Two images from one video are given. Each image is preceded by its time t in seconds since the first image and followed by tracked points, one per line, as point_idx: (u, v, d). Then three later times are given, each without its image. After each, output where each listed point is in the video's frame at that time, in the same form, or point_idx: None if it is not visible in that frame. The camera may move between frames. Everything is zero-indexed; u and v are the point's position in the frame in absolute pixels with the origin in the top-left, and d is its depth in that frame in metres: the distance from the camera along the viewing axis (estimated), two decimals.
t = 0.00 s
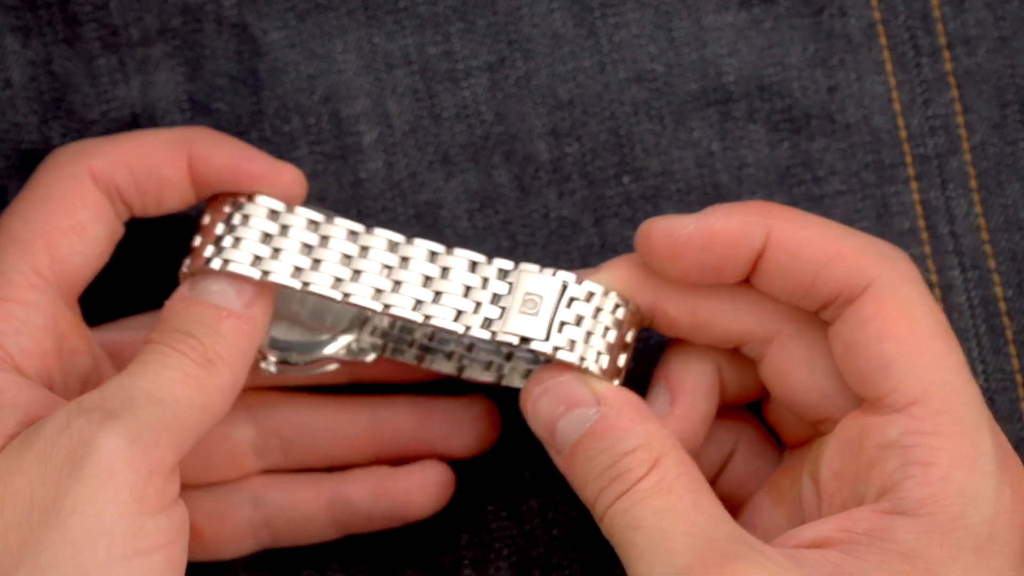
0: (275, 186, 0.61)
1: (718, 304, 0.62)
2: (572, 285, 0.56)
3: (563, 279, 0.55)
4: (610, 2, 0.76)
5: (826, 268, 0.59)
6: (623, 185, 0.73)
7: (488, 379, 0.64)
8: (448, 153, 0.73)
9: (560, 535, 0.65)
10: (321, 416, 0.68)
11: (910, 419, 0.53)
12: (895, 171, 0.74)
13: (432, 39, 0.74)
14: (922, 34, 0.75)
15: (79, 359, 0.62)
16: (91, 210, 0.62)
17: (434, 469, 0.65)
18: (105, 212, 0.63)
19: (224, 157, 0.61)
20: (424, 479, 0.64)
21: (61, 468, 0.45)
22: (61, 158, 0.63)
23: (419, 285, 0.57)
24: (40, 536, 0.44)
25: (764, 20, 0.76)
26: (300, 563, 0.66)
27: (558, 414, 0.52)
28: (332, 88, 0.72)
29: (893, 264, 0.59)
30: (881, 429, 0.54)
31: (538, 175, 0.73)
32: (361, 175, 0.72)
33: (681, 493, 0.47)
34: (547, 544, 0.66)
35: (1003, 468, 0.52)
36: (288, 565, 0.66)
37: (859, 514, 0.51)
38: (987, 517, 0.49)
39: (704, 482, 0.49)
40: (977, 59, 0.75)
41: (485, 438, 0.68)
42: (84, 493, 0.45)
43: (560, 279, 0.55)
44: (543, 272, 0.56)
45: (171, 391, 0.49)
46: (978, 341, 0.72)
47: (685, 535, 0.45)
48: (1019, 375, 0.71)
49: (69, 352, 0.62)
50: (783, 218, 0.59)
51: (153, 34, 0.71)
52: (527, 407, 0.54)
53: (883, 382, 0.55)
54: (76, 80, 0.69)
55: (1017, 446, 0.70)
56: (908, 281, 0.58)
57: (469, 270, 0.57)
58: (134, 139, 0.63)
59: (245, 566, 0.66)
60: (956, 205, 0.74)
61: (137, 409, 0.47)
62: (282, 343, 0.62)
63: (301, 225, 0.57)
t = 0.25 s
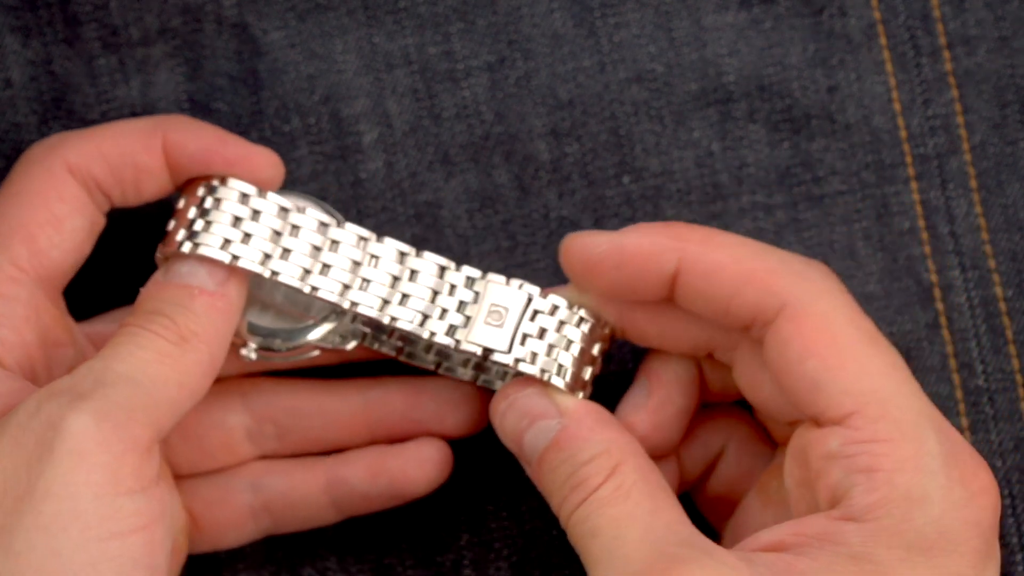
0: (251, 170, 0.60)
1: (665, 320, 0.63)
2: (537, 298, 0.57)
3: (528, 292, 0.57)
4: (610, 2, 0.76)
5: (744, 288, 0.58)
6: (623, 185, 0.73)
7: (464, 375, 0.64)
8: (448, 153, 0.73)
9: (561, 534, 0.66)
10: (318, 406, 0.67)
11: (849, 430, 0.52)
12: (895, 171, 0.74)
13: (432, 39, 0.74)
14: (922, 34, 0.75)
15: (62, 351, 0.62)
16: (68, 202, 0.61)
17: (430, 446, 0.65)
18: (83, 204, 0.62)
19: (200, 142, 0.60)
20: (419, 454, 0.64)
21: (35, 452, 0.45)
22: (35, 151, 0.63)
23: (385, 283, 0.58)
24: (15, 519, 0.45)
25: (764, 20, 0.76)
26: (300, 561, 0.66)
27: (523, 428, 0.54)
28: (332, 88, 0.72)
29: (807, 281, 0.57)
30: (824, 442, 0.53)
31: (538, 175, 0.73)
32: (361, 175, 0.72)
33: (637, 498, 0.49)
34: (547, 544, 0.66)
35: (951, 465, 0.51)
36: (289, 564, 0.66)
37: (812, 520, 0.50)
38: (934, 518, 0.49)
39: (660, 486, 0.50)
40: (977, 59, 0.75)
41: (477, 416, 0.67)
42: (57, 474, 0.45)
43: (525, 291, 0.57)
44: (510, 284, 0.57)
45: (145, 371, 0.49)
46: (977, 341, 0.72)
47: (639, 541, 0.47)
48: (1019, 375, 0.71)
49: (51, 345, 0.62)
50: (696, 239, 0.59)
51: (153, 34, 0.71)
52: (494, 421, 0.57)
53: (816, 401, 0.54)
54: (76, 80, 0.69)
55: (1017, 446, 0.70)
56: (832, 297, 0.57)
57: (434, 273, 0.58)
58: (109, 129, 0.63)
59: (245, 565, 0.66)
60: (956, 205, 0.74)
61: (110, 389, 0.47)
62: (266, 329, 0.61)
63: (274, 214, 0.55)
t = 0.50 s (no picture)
0: (281, 182, 0.61)
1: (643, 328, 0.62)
2: (529, 295, 0.58)
3: (518, 289, 0.58)
4: (610, 2, 0.76)
5: (707, 315, 0.56)
6: (623, 185, 0.73)
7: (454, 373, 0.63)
8: (448, 153, 0.73)
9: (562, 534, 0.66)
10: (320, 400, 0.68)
11: (834, 451, 0.51)
12: (895, 171, 0.74)
13: (432, 39, 0.73)
14: (922, 34, 0.75)
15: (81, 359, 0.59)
16: (96, 206, 0.60)
17: (418, 440, 0.65)
18: (111, 208, 0.61)
19: (230, 151, 0.61)
20: (410, 450, 0.64)
21: (72, 492, 0.41)
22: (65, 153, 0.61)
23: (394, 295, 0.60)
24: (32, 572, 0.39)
25: (764, 20, 0.76)
26: (299, 561, 0.64)
27: (507, 427, 0.54)
28: (332, 88, 0.72)
29: (771, 307, 0.55)
30: (809, 463, 0.52)
31: (538, 175, 0.73)
32: (361, 175, 0.72)
33: (626, 502, 0.49)
34: (548, 544, 0.66)
35: (942, 475, 0.51)
36: (287, 564, 0.64)
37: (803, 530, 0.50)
38: (930, 530, 0.49)
39: (648, 488, 0.50)
40: (977, 59, 0.75)
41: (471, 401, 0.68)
42: (99, 520, 0.41)
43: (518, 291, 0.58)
44: (501, 283, 0.58)
45: (199, 411, 0.45)
46: (977, 341, 0.72)
47: (628, 548, 0.47)
48: (1019, 375, 0.71)
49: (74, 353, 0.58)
50: (660, 257, 0.57)
51: (153, 34, 0.71)
52: (475, 419, 0.56)
53: (793, 428, 0.53)
54: (76, 80, 0.69)
55: (1017, 446, 0.70)
56: (798, 321, 0.55)
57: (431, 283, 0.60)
58: (136, 135, 0.62)
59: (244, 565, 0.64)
60: (956, 205, 0.74)
61: (157, 426, 0.44)
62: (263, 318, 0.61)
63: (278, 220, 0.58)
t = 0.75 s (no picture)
0: (308, 221, 0.59)
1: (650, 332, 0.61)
2: (539, 296, 0.53)
3: (525, 292, 0.53)
4: (610, 2, 0.76)
5: (731, 319, 0.55)
6: (623, 185, 0.73)
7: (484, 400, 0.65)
8: (448, 153, 0.73)
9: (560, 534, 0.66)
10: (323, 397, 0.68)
11: (861, 454, 0.51)
12: (895, 171, 0.74)
13: (432, 39, 0.74)
14: (921, 34, 0.75)
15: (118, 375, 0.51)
16: (137, 212, 0.52)
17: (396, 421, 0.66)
18: (146, 216, 0.53)
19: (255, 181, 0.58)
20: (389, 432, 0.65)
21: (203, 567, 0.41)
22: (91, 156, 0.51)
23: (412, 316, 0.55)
24: None
25: (764, 20, 0.76)
26: (300, 562, 0.64)
27: (515, 426, 0.50)
28: (332, 87, 0.72)
29: (798, 310, 0.54)
30: (836, 467, 0.52)
31: (538, 175, 0.73)
32: (361, 175, 0.72)
33: (643, 501, 0.47)
34: (547, 544, 0.66)
35: (966, 480, 0.51)
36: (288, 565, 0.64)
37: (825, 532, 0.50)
38: (956, 537, 0.49)
39: (663, 487, 0.49)
40: (976, 59, 0.75)
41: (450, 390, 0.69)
42: None
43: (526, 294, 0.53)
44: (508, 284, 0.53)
45: (293, 474, 0.46)
46: (977, 341, 0.72)
47: (650, 552, 0.46)
48: (1018, 375, 0.71)
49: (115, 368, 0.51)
50: (682, 260, 0.55)
51: (153, 34, 0.71)
52: (480, 420, 0.52)
53: (820, 431, 0.53)
54: (76, 80, 0.69)
55: (1016, 446, 0.70)
56: (823, 323, 0.54)
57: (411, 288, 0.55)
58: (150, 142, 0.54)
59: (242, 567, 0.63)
60: (955, 205, 0.74)
61: (264, 497, 0.44)
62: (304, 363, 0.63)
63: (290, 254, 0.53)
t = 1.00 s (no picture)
0: (392, 211, 0.65)
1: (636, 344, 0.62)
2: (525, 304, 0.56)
3: (513, 296, 0.56)
4: (610, 2, 0.76)
5: (708, 326, 0.55)
6: (623, 185, 0.74)
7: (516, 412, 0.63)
8: (448, 153, 0.73)
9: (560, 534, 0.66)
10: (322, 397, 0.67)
11: (839, 458, 0.51)
12: (895, 171, 0.74)
13: (432, 39, 0.74)
14: (922, 34, 0.75)
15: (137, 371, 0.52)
16: (198, 235, 0.54)
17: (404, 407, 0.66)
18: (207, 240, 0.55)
19: (343, 181, 0.63)
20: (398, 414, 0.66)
21: (187, 554, 0.43)
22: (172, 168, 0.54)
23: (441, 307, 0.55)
24: None
25: (764, 20, 0.76)
26: (300, 562, 0.64)
27: (501, 433, 0.52)
28: (332, 88, 0.72)
29: (773, 315, 0.54)
30: (815, 470, 0.51)
31: (538, 174, 0.73)
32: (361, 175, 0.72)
33: (626, 505, 0.48)
34: (548, 544, 0.66)
35: (947, 479, 0.50)
36: (288, 565, 0.64)
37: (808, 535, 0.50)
38: (938, 537, 0.48)
39: (649, 489, 0.49)
40: (977, 59, 0.75)
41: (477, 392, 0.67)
42: None
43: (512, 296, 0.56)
44: (496, 287, 0.55)
45: (280, 455, 0.47)
46: (977, 341, 0.72)
47: (634, 555, 0.47)
48: (1019, 375, 0.71)
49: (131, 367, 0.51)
50: (656, 269, 0.56)
51: (153, 34, 0.71)
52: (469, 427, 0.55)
53: (796, 437, 0.52)
54: (76, 80, 0.69)
55: (1016, 446, 0.70)
56: (801, 330, 0.54)
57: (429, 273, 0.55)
58: (241, 150, 0.59)
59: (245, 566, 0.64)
60: (956, 205, 0.74)
61: (250, 484, 0.45)
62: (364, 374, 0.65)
63: (346, 240, 0.53)
